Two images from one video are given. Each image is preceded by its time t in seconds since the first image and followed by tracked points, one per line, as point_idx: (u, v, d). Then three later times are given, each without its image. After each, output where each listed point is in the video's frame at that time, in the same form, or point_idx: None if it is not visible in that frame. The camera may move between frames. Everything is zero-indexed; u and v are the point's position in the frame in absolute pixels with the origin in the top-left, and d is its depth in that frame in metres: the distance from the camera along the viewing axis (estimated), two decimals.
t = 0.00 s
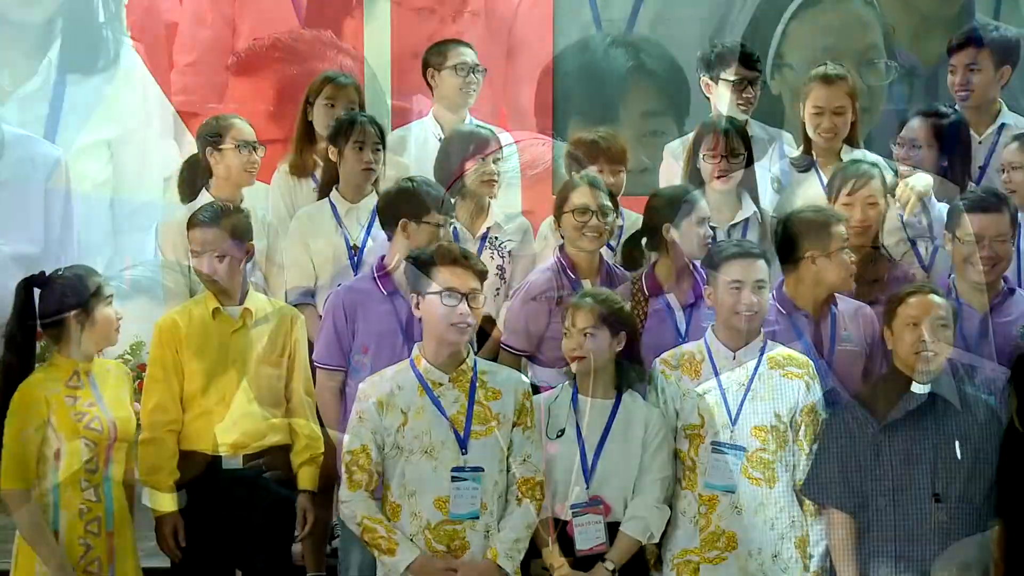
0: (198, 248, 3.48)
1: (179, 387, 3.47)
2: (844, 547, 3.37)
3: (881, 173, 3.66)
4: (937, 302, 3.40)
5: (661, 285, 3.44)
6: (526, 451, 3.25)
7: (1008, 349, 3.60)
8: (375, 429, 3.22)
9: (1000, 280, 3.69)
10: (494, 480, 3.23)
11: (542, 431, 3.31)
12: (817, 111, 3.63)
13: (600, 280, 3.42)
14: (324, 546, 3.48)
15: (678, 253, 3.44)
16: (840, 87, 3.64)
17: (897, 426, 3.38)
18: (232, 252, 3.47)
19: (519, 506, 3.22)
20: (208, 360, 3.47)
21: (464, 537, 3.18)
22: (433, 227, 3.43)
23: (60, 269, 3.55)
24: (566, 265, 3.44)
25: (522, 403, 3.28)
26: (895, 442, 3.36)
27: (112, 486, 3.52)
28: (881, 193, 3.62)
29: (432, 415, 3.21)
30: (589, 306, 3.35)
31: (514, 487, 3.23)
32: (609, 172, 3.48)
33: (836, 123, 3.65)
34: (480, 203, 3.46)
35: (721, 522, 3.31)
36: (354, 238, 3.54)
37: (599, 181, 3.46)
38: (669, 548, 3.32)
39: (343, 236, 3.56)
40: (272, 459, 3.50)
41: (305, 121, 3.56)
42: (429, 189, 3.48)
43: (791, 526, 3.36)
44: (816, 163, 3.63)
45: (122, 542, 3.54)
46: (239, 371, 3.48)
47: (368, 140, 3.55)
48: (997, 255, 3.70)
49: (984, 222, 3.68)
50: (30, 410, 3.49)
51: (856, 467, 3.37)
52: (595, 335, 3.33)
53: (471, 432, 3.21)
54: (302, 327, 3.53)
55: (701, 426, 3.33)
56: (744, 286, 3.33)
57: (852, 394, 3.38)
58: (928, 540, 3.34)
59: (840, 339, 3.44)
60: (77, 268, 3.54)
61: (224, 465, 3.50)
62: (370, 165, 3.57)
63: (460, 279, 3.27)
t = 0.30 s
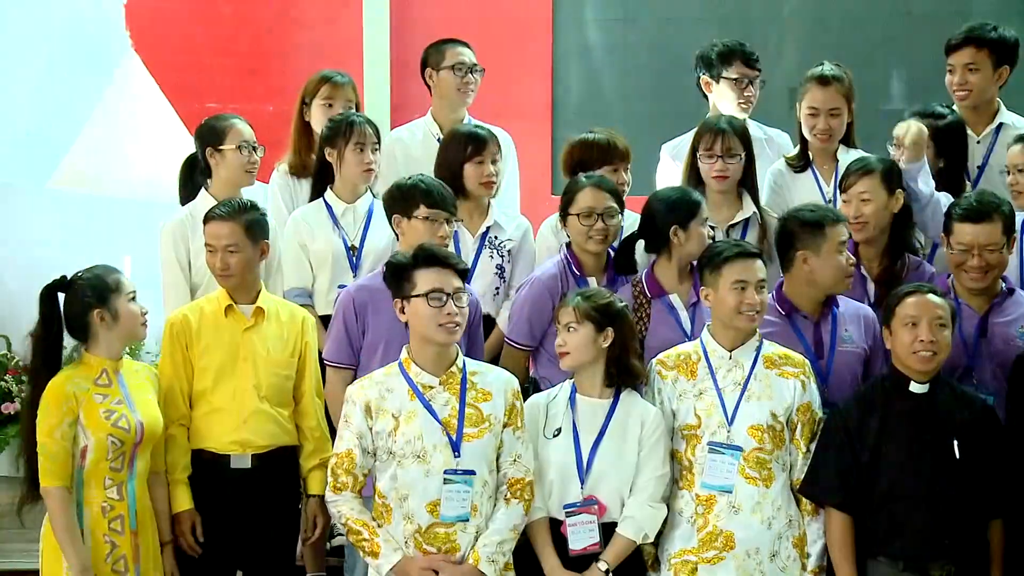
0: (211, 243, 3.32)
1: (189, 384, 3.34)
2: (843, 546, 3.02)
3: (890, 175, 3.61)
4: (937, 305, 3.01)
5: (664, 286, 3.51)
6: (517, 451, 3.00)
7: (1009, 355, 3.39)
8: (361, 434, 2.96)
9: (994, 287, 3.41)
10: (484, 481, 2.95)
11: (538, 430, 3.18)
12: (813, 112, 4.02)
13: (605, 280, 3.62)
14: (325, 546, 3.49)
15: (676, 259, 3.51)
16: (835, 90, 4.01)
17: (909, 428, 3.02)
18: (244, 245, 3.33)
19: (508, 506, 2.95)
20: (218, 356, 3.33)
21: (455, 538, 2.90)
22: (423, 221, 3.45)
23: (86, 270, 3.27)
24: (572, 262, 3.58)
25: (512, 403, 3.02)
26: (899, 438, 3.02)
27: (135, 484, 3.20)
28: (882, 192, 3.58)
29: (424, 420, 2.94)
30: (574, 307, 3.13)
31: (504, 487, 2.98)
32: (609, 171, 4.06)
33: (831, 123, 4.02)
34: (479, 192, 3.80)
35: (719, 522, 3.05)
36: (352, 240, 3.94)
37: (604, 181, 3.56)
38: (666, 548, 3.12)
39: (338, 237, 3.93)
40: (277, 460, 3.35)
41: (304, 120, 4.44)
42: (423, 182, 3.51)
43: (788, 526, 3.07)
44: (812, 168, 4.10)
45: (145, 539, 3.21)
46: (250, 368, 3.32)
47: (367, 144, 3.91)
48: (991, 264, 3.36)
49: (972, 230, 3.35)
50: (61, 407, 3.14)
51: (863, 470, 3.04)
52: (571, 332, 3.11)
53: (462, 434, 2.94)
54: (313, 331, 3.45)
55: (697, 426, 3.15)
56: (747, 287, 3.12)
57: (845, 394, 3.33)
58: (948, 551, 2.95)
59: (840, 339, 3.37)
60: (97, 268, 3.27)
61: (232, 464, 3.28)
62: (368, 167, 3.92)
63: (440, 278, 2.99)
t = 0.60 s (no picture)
0: (215, 244, 3.32)
1: (195, 383, 3.34)
2: (840, 546, 3.03)
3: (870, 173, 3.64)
4: (935, 307, 3.01)
5: (664, 287, 3.52)
6: (511, 451, 3.01)
7: (1006, 353, 3.37)
8: (357, 437, 2.95)
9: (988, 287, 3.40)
10: (481, 482, 2.95)
11: (533, 430, 3.18)
12: (809, 113, 4.05)
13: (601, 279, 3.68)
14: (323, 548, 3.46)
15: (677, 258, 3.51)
16: (831, 90, 4.04)
17: (903, 427, 3.01)
18: (245, 246, 3.31)
19: (502, 507, 2.96)
20: (224, 356, 3.32)
21: (454, 541, 2.89)
22: (428, 220, 3.47)
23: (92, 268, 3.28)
24: (571, 263, 3.63)
25: (506, 403, 3.02)
26: (897, 438, 3.02)
27: (134, 481, 3.22)
28: (859, 193, 3.60)
29: (423, 424, 2.94)
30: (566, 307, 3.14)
31: (499, 488, 2.99)
32: (608, 172, 4.07)
33: (828, 124, 4.05)
34: (467, 196, 3.84)
35: (716, 522, 3.06)
36: (348, 241, 3.94)
37: (600, 187, 3.62)
38: (664, 548, 3.12)
39: (335, 239, 3.93)
40: (280, 460, 3.34)
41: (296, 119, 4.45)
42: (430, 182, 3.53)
43: (784, 525, 3.08)
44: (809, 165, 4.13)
45: (142, 541, 3.23)
46: (256, 370, 3.31)
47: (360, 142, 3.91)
48: (984, 264, 3.35)
49: (965, 230, 3.34)
50: (60, 400, 3.17)
51: (856, 470, 3.03)
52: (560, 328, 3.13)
53: (460, 436, 2.94)
54: (322, 335, 3.43)
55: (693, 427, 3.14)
56: (754, 288, 3.13)
57: (846, 391, 3.33)
58: (940, 550, 2.95)
59: (838, 341, 3.37)
60: (104, 266, 3.27)
61: (234, 464, 3.28)
62: (363, 168, 3.91)
63: (439, 283, 2.99)
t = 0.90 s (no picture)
0: (203, 243, 3.32)
1: (181, 383, 3.33)
2: (825, 545, 3.03)
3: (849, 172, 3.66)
4: (920, 304, 3.03)
5: (650, 288, 3.53)
6: (495, 450, 3.02)
7: (990, 352, 3.37)
8: (346, 441, 2.91)
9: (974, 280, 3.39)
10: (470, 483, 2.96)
11: (516, 430, 3.18)
12: (794, 114, 4.06)
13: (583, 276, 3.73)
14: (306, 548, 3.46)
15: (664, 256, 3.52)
16: (815, 91, 4.04)
17: (885, 425, 3.02)
18: (230, 246, 3.31)
19: (486, 506, 2.98)
20: (211, 356, 3.32)
21: (446, 542, 2.90)
22: (416, 219, 3.48)
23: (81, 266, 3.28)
24: (558, 259, 3.65)
25: (490, 403, 3.03)
26: (881, 439, 3.02)
27: (117, 483, 3.24)
28: (839, 190, 3.62)
29: (413, 425, 2.93)
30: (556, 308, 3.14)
31: (483, 486, 3.00)
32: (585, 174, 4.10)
33: (813, 125, 4.06)
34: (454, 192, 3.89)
35: (701, 522, 3.06)
36: (330, 241, 3.94)
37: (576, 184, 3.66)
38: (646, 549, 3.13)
39: (317, 240, 3.93)
40: (266, 461, 3.34)
41: (278, 121, 4.47)
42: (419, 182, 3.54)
43: (767, 524, 3.08)
44: (795, 163, 4.15)
45: (126, 542, 3.27)
46: (242, 370, 3.31)
47: (338, 143, 3.90)
48: (972, 252, 3.34)
49: (950, 217, 3.36)
50: (39, 402, 3.20)
51: (841, 471, 3.03)
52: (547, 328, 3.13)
53: (451, 437, 2.94)
54: (309, 337, 3.41)
55: (677, 427, 3.14)
56: (740, 289, 3.13)
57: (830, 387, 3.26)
58: (922, 548, 2.97)
59: (811, 344, 3.31)
60: (91, 264, 3.28)
61: (217, 464, 3.27)
62: (339, 170, 3.90)
63: (426, 287, 3.00)
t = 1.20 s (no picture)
0: (179, 243, 3.30)
1: (155, 383, 3.32)
2: (801, 544, 3.04)
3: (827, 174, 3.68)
4: (895, 305, 3.03)
5: (627, 288, 3.53)
6: (475, 451, 3.01)
7: (967, 352, 3.36)
8: (325, 438, 2.92)
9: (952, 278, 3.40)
10: (450, 483, 2.95)
11: (494, 430, 3.15)
12: (772, 115, 4.06)
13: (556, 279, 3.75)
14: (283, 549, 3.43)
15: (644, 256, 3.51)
16: (793, 92, 4.06)
17: (863, 426, 3.02)
18: (209, 245, 3.30)
19: (466, 507, 2.97)
20: (185, 355, 3.30)
21: (423, 542, 2.89)
22: (402, 221, 3.47)
23: (61, 265, 3.27)
24: (532, 259, 3.65)
25: (471, 403, 3.03)
26: (856, 439, 3.02)
27: (96, 485, 3.22)
28: (816, 189, 3.64)
29: (391, 424, 2.92)
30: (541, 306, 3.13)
31: (463, 487, 2.99)
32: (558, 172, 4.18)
33: (789, 126, 4.07)
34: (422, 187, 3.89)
35: (677, 522, 3.06)
36: (301, 241, 3.91)
37: (550, 184, 3.66)
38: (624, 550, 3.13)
39: (289, 240, 3.92)
40: (241, 461, 3.32)
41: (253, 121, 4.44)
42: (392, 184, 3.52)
43: (743, 523, 3.09)
44: (772, 164, 4.15)
45: (104, 544, 3.24)
46: (216, 370, 3.29)
47: (299, 143, 3.86)
48: (950, 250, 3.35)
49: (929, 214, 3.37)
50: (13, 402, 3.17)
51: (815, 470, 3.04)
52: (542, 329, 3.11)
53: (429, 437, 2.93)
54: (282, 335, 3.39)
55: (652, 427, 3.14)
56: (712, 289, 3.13)
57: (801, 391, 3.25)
58: (900, 547, 2.96)
59: (780, 345, 3.31)
60: (71, 265, 3.26)
61: (193, 464, 3.26)
62: (299, 170, 3.88)
63: (378, 295, 2.95)
